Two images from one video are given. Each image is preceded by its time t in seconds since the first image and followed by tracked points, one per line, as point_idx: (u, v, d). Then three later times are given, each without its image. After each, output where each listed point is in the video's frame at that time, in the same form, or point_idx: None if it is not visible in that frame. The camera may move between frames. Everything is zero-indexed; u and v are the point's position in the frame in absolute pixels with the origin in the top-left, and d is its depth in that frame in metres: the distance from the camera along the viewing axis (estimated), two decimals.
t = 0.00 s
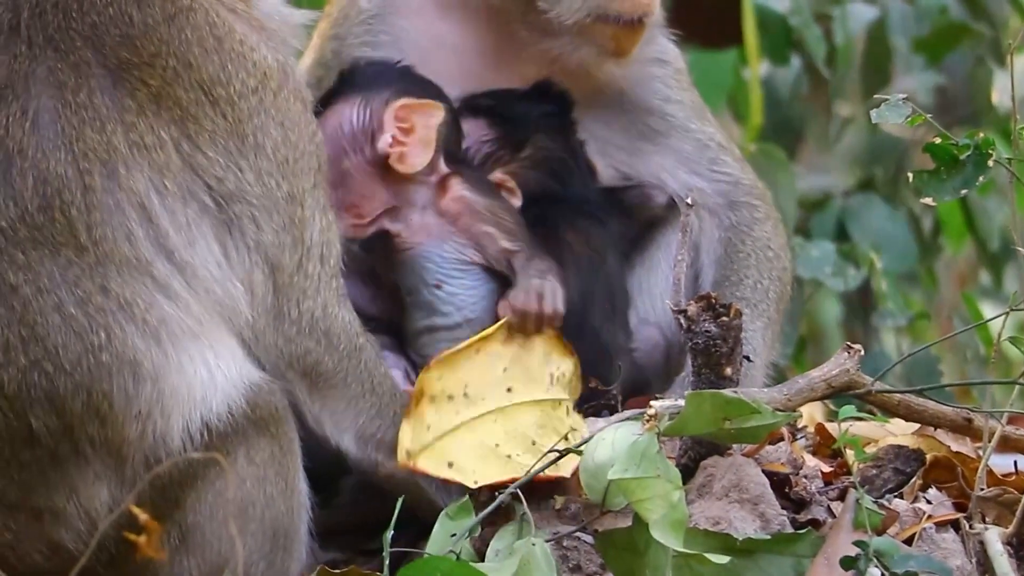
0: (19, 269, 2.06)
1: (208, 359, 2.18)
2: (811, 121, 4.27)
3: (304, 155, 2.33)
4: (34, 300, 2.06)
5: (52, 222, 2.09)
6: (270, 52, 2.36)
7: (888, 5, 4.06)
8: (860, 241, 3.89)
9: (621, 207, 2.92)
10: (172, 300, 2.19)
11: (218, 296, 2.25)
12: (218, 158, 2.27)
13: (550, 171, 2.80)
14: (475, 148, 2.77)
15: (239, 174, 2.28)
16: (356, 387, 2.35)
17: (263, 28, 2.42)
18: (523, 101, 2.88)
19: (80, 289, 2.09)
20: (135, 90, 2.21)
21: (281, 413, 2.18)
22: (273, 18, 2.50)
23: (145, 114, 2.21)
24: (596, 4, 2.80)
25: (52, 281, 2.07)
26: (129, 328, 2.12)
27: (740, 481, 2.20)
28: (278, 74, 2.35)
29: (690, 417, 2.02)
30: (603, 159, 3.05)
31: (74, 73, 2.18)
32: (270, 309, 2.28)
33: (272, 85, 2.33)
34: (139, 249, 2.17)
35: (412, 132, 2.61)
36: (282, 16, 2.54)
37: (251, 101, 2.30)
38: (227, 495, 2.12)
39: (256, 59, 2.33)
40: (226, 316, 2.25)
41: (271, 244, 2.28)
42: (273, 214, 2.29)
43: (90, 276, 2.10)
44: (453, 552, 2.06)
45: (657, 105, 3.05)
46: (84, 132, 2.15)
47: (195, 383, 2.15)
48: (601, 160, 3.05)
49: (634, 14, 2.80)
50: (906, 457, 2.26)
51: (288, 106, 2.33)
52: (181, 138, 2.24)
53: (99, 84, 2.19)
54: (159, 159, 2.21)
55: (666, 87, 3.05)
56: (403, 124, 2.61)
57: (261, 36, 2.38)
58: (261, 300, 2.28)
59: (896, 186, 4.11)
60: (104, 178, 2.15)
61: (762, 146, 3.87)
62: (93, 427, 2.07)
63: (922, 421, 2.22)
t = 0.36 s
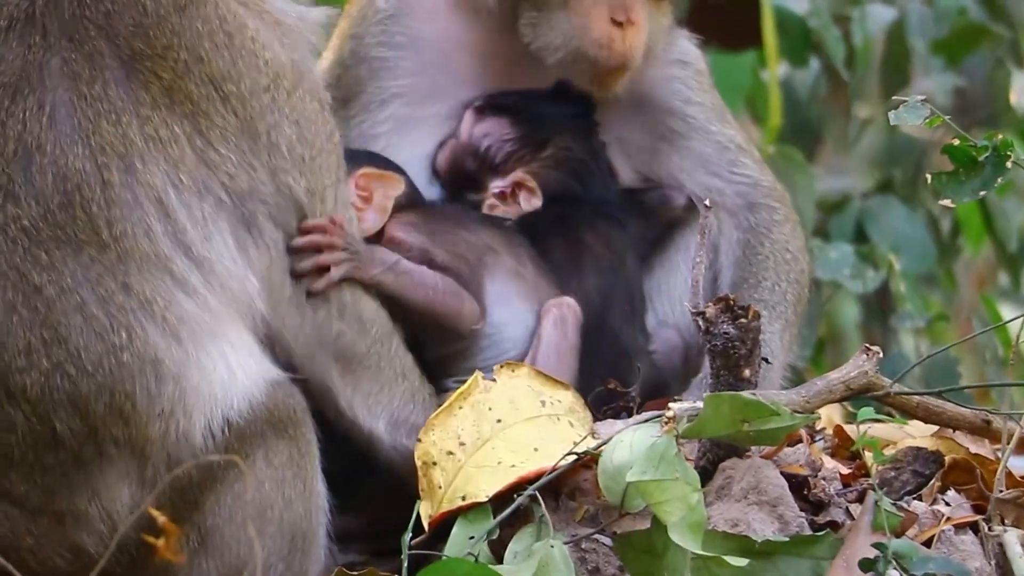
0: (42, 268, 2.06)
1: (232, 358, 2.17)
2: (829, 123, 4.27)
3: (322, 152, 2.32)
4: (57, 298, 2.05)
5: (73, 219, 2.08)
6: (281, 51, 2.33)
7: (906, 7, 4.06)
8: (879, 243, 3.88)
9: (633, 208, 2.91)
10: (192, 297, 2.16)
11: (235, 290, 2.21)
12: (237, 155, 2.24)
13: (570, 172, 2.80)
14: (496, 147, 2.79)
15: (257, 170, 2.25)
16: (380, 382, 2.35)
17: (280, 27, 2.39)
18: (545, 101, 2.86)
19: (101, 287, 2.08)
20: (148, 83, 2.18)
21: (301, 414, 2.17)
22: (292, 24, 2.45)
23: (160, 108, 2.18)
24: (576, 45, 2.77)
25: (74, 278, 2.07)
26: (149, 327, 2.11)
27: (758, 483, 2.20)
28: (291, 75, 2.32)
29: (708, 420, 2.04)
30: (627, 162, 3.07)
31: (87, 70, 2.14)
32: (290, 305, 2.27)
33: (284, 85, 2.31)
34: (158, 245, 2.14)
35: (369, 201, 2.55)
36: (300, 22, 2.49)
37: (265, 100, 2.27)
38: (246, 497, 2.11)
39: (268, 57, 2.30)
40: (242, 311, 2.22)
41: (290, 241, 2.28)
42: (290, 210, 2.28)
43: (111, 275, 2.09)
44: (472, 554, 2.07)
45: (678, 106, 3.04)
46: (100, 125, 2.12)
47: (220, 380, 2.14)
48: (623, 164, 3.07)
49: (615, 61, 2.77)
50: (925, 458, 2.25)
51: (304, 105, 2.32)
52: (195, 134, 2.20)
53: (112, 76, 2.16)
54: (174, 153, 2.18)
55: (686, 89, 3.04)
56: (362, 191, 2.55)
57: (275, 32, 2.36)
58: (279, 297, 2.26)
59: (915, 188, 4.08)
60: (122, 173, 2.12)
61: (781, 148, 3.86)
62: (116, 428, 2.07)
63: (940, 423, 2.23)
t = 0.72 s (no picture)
0: (21, 258, 2.10)
1: (214, 347, 2.22)
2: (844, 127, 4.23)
3: (310, 165, 2.36)
4: (39, 289, 2.09)
5: (48, 206, 2.13)
6: (262, 72, 2.37)
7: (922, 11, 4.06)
8: (895, 246, 3.88)
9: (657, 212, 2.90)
10: (174, 289, 2.21)
11: (215, 284, 2.26)
12: (214, 160, 2.29)
13: (600, 176, 2.77)
14: (525, 147, 2.77)
15: (238, 175, 2.31)
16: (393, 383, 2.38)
17: (266, 46, 2.40)
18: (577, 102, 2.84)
19: (80, 275, 2.12)
20: (118, 74, 2.24)
21: (314, 416, 2.21)
22: (284, 51, 2.44)
23: (130, 101, 2.23)
24: (642, 36, 2.80)
25: (53, 270, 2.10)
26: (132, 315, 2.15)
27: (775, 486, 2.21)
28: (269, 92, 2.36)
29: (725, 423, 2.06)
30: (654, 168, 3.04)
31: (61, 58, 2.21)
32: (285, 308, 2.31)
33: (262, 101, 2.35)
34: (132, 233, 2.19)
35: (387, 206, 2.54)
36: (297, 46, 2.48)
37: (243, 115, 2.32)
38: (263, 499, 2.14)
39: (246, 77, 2.34)
40: (224, 305, 2.26)
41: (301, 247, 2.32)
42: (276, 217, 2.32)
43: (88, 263, 2.13)
44: (489, 557, 2.09)
45: (710, 112, 3.04)
46: (70, 111, 2.18)
47: (201, 370, 2.19)
48: (652, 165, 3.04)
49: (682, 50, 2.80)
50: (942, 461, 2.27)
51: (284, 125, 2.35)
52: (169, 132, 2.26)
53: (85, 65, 2.22)
54: (149, 146, 2.23)
55: (720, 96, 3.03)
56: (380, 199, 2.54)
57: (258, 50, 2.38)
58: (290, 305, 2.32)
59: (931, 192, 4.07)
60: (93, 159, 2.17)
61: (797, 153, 3.85)
62: (111, 420, 2.10)
63: (957, 426, 2.24)
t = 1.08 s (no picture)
0: (16, 266, 2.11)
1: (217, 359, 2.20)
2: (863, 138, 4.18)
3: (312, 202, 2.29)
4: (33, 298, 2.10)
5: (42, 216, 2.13)
6: (263, 102, 2.30)
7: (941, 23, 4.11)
8: (915, 259, 3.87)
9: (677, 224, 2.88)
10: (169, 301, 2.19)
11: (212, 305, 2.22)
12: (215, 189, 2.24)
13: (616, 188, 2.78)
14: (546, 160, 2.77)
15: (241, 206, 2.25)
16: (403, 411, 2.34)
17: (284, 59, 2.35)
18: (596, 116, 2.82)
19: (76, 284, 2.12)
20: (123, 96, 2.23)
21: (333, 429, 2.22)
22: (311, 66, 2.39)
23: (131, 124, 2.21)
24: (613, 35, 2.79)
25: (48, 279, 2.11)
26: (128, 323, 2.14)
27: (794, 498, 2.20)
28: (269, 122, 2.30)
29: (746, 435, 2.09)
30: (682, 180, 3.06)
31: (64, 76, 2.22)
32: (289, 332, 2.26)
33: (263, 134, 2.28)
34: (126, 246, 2.17)
35: (384, 263, 2.44)
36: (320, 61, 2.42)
37: (242, 149, 2.26)
38: (280, 509, 2.15)
39: (247, 109, 2.28)
40: (221, 326, 2.22)
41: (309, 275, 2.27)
42: (279, 250, 2.26)
43: (82, 273, 2.13)
44: (509, 569, 2.10)
45: (730, 124, 3.03)
46: (67, 129, 2.18)
47: (205, 381, 2.18)
48: (674, 177, 3.05)
49: (652, 46, 2.78)
50: (961, 474, 2.28)
51: (307, 137, 2.33)
52: (169, 158, 2.23)
53: (88, 85, 2.22)
54: (147, 169, 2.21)
55: (739, 107, 3.03)
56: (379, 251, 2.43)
57: (264, 81, 2.32)
58: (300, 322, 2.27)
59: (950, 203, 4.05)
60: (88, 176, 2.16)
61: (815, 163, 3.86)
62: (110, 426, 2.11)
63: (976, 439, 2.24)
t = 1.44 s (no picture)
0: (46, 283, 2.13)
1: (245, 383, 2.24)
2: (885, 160, 4.17)
3: (347, 233, 2.30)
4: (60, 315, 2.12)
5: (73, 235, 2.16)
6: (302, 132, 2.32)
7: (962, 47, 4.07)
8: (936, 281, 3.88)
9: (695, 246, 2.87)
10: (199, 323, 2.22)
11: (242, 329, 2.24)
12: (251, 218, 2.26)
13: (636, 212, 2.78)
14: (564, 184, 2.77)
15: (274, 236, 2.27)
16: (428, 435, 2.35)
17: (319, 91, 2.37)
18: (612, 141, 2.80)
19: (104, 303, 2.15)
20: (161, 122, 2.26)
21: (356, 455, 2.24)
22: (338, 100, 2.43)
23: (168, 150, 2.24)
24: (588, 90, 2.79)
25: (76, 296, 2.13)
26: (156, 344, 2.17)
27: (815, 522, 2.20)
28: (309, 154, 2.31)
29: (766, 458, 2.09)
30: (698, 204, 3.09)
31: (103, 99, 2.24)
32: (320, 359, 2.27)
33: (301, 166, 2.29)
34: (157, 269, 2.20)
35: (409, 284, 2.44)
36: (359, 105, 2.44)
37: (279, 179, 2.28)
38: (302, 533, 2.17)
39: (286, 142, 2.30)
40: (252, 352, 2.25)
41: (347, 304, 2.28)
42: (313, 278, 2.27)
43: (111, 292, 2.16)
44: None
45: (747, 146, 3.04)
46: (103, 152, 2.20)
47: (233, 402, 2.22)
48: (692, 200, 3.09)
49: (619, 101, 2.75)
50: (982, 498, 2.27)
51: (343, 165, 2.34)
52: (207, 186, 2.25)
53: (126, 108, 2.24)
54: (183, 194, 2.24)
55: (756, 129, 3.04)
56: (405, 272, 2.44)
57: (303, 113, 2.33)
58: (334, 347, 2.28)
59: (971, 227, 4.05)
60: (122, 199, 2.19)
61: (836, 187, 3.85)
62: (136, 446, 2.14)
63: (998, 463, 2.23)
